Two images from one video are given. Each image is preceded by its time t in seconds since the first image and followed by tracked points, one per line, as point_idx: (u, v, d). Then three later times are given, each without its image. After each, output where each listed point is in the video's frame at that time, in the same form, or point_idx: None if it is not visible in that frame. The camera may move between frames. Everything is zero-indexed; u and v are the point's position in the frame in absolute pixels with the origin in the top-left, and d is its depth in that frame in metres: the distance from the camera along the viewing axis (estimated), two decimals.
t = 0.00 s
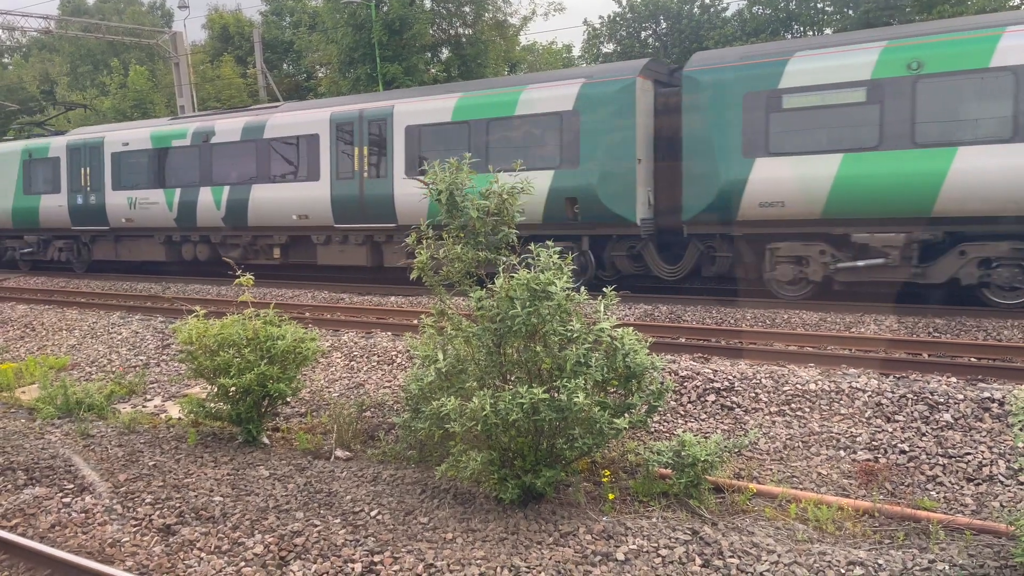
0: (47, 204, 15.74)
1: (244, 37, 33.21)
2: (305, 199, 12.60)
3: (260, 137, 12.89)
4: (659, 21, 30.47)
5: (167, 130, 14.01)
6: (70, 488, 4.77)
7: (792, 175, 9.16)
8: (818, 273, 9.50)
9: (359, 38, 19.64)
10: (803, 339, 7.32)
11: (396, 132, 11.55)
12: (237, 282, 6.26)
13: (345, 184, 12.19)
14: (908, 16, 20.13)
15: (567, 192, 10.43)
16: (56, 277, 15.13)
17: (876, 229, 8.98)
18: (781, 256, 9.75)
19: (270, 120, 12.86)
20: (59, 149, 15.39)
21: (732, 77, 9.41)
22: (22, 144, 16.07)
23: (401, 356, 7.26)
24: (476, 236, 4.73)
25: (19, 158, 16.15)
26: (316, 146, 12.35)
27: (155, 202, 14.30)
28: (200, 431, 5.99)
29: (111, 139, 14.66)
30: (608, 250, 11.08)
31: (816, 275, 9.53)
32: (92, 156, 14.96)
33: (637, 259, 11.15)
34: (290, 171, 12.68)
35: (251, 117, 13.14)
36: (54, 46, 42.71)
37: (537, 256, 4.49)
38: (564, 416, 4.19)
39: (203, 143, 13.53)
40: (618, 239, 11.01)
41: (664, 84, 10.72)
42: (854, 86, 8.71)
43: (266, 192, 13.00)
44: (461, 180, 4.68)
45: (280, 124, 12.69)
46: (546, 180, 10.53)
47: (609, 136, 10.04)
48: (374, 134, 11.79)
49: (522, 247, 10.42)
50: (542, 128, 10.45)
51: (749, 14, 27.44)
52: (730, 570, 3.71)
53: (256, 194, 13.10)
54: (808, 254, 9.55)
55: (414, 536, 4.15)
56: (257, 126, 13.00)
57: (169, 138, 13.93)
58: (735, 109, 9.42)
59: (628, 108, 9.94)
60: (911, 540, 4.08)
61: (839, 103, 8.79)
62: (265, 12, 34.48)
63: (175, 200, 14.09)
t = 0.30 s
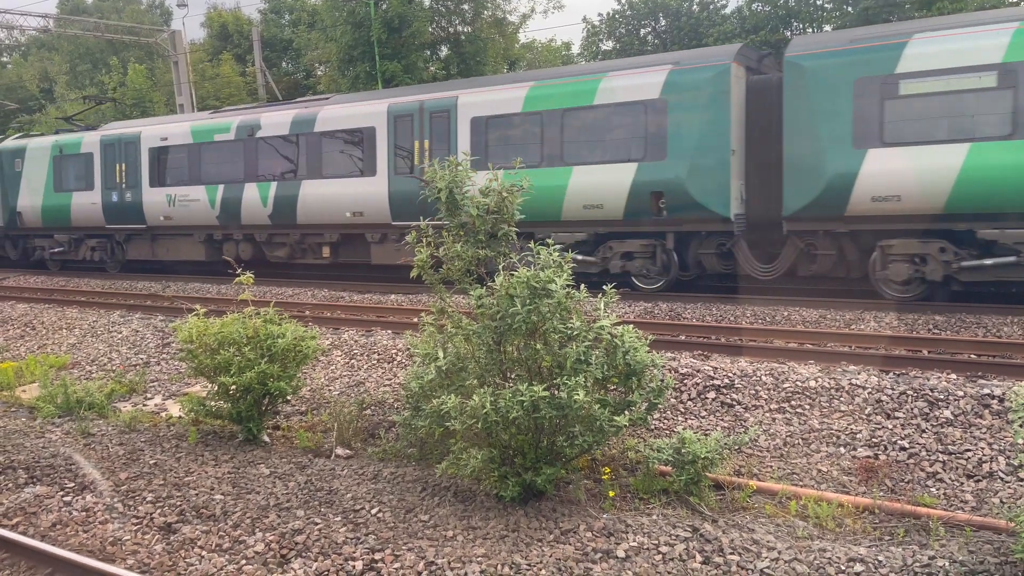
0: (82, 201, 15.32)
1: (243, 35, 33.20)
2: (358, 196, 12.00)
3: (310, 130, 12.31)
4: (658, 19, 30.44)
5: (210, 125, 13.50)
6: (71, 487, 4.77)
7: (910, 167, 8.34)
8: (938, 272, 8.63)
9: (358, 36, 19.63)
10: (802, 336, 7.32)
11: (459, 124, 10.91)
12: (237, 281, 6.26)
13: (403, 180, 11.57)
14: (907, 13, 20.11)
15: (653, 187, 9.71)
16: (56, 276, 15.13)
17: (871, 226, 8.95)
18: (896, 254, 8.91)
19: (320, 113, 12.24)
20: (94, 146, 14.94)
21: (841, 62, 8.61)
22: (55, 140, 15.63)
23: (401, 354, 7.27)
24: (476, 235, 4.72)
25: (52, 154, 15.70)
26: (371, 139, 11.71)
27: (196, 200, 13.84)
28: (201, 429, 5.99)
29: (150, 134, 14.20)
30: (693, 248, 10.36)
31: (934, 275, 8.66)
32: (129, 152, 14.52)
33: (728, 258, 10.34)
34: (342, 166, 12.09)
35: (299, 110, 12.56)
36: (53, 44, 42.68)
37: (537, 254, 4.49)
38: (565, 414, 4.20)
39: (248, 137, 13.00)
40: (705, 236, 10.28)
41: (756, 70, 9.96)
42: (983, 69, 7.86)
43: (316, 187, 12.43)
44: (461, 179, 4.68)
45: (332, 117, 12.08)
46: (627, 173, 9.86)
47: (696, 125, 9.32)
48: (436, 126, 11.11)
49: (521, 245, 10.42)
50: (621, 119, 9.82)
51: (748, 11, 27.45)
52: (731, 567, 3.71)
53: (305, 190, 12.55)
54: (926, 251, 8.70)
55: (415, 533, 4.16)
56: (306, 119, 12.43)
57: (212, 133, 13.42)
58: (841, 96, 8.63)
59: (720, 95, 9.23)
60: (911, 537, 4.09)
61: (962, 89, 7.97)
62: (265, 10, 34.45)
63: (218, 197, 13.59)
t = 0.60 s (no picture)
0: (114, 199, 14.66)
1: (242, 34, 33.18)
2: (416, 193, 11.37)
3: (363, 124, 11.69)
4: (656, 17, 30.41)
5: (253, 119, 12.86)
6: (71, 487, 4.77)
7: None
8: None
9: (357, 34, 19.61)
10: (802, 334, 7.32)
11: (530, 115, 10.31)
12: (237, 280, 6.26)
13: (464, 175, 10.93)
14: (905, 10, 20.10)
15: (745, 179, 9.17)
16: (55, 276, 15.14)
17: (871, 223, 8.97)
18: (1021, 252, 8.38)
19: (375, 105, 11.63)
20: (127, 141, 14.30)
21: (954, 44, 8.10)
22: (85, 135, 14.97)
23: (401, 353, 7.27)
24: (475, 233, 4.72)
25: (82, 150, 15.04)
26: (432, 132, 11.09)
27: (237, 197, 13.18)
28: (201, 429, 5.99)
29: (188, 129, 13.55)
30: (786, 245, 9.81)
31: None
32: (165, 148, 13.87)
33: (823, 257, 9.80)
34: (399, 162, 11.46)
35: (351, 102, 11.93)
36: (52, 43, 42.66)
37: (536, 252, 4.49)
38: (565, 412, 4.20)
39: (295, 131, 12.36)
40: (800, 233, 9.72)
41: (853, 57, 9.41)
42: None
43: (370, 183, 11.80)
44: (461, 178, 4.67)
45: (389, 109, 11.44)
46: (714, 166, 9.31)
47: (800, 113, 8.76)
48: (505, 117, 10.52)
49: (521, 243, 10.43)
50: (711, 108, 9.21)
51: (748, 8, 27.42)
52: (731, 565, 3.72)
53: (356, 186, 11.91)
54: None
55: (416, 532, 4.16)
56: (359, 112, 11.80)
57: (255, 127, 12.78)
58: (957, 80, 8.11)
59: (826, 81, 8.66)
60: (911, 534, 4.10)
61: None
62: (263, 9, 34.41)
63: (259, 194, 12.91)
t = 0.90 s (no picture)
0: (147, 197, 14.26)
1: (240, 33, 33.14)
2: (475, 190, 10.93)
3: (417, 118, 11.27)
4: (655, 15, 30.33)
5: (298, 112, 12.41)
6: (71, 487, 4.77)
7: None
8: None
9: (356, 33, 19.60)
10: (802, 331, 7.32)
11: (599, 107, 9.92)
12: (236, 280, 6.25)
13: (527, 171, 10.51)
14: (903, 8, 20.09)
15: (840, 173, 8.68)
16: (55, 276, 15.14)
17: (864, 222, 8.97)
18: None
19: (429, 98, 11.22)
20: (161, 137, 13.88)
21: None
22: (117, 132, 14.56)
23: (401, 352, 7.27)
24: (474, 232, 4.72)
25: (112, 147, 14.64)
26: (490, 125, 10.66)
27: (279, 195, 12.75)
28: (200, 428, 5.99)
29: (228, 124, 13.12)
30: (880, 244, 9.30)
31: None
32: (202, 144, 13.45)
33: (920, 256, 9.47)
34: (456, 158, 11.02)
35: (403, 95, 11.51)
36: (50, 43, 42.63)
37: (535, 251, 4.49)
38: (564, 410, 4.21)
39: (342, 126, 11.92)
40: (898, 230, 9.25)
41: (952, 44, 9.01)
42: None
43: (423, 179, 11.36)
44: (459, 177, 4.67)
45: (445, 102, 11.02)
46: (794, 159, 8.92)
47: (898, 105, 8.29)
48: (570, 110, 10.12)
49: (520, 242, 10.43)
50: (795, 99, 8.79)
51: (747, 6, 27.40)
52: (731, 563, 3.72)
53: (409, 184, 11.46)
54: None
55: (415, 531, 4.16)
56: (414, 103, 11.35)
57: (300, 121, 12.33)
58: None
59: (927, 70, 8.17)
60: (910, 531, 4.10)
61: None
62: (262, 8, 34.38)
63: (305, 192, 12.49)
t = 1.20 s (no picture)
0: (182, 194, 13.82)
1: (239, 32, 33.13)
2: (541, 185, 10.50)
3: (477, 111, 10.83)
4: (654, 13, 30.32)
5: (346, 105, 11.95)
6: (71, 486, 4.78)
7: None
8: None
9: (355, 32, 19.59)
10: (801, 329, 7.32)
11: (675, 98, 9.47)
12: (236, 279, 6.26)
13: (597, 165, 10.11)
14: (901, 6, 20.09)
15: (949, 165, 8.15)
16: (54, 275, 15.13)
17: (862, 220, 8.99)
18: None
19: (489, 89, 10.77)
20: (199, 133, 13.42)
21: None
22: (150, 127, 14.11)
23: (400, 350, 7.28)
24: (473, 231, 4.73)
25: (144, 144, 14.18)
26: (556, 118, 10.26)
27: (327, 191, 12.33)
28: (200, 427, 6.00)
29: (270, 119, 12.67)
30: (988, 240, 8.80)
31: None
32: (242, 140, 13.00)
33: None
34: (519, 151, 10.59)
35: (459, 87, 11.06)
36: (49, 42, 42.57)
37: (534, 250, 4.49)
38: (563, 409, 4.21)
39: (393, 119, 11.48)
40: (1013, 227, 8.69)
41: None
42: None
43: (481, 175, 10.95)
44: (458, 175, 4.67)
45: (507, 94, 10.60)
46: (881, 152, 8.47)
47: (1011, 92, 7.74)
48: (643, 101, 9.69)
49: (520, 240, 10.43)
50: (890, 87, 8.32)
51: (746, 4, 27.38)
52: (730, 560, 3.73)
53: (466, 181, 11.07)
54: None
55: (415, 529, 4.17)
56: (472, 95, 10.89)
57: (348, 114, 11.87)
58: None
59: None
60: (910, 528, 4.10)
61: None
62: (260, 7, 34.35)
63: (353, 188, 12.05)
